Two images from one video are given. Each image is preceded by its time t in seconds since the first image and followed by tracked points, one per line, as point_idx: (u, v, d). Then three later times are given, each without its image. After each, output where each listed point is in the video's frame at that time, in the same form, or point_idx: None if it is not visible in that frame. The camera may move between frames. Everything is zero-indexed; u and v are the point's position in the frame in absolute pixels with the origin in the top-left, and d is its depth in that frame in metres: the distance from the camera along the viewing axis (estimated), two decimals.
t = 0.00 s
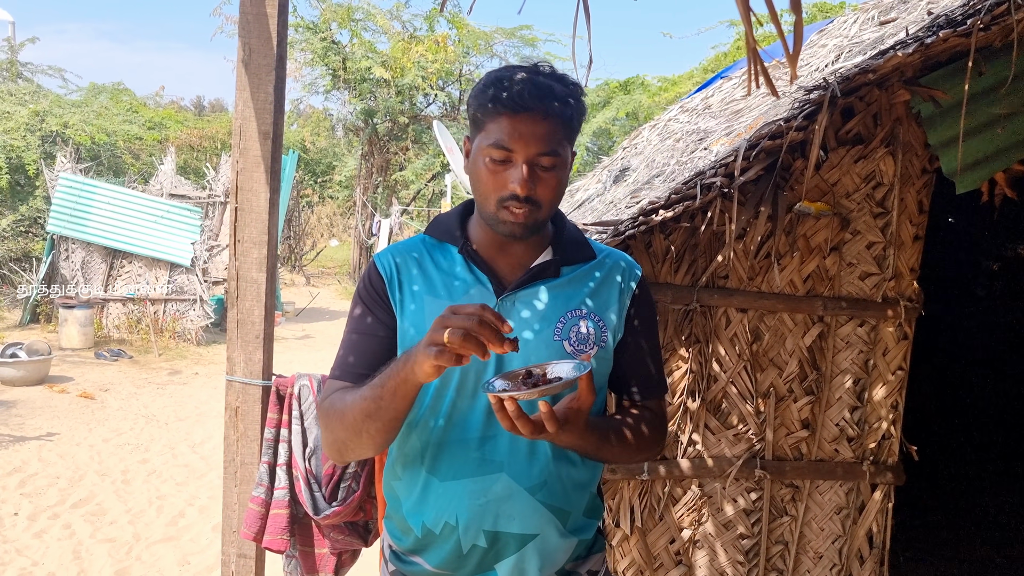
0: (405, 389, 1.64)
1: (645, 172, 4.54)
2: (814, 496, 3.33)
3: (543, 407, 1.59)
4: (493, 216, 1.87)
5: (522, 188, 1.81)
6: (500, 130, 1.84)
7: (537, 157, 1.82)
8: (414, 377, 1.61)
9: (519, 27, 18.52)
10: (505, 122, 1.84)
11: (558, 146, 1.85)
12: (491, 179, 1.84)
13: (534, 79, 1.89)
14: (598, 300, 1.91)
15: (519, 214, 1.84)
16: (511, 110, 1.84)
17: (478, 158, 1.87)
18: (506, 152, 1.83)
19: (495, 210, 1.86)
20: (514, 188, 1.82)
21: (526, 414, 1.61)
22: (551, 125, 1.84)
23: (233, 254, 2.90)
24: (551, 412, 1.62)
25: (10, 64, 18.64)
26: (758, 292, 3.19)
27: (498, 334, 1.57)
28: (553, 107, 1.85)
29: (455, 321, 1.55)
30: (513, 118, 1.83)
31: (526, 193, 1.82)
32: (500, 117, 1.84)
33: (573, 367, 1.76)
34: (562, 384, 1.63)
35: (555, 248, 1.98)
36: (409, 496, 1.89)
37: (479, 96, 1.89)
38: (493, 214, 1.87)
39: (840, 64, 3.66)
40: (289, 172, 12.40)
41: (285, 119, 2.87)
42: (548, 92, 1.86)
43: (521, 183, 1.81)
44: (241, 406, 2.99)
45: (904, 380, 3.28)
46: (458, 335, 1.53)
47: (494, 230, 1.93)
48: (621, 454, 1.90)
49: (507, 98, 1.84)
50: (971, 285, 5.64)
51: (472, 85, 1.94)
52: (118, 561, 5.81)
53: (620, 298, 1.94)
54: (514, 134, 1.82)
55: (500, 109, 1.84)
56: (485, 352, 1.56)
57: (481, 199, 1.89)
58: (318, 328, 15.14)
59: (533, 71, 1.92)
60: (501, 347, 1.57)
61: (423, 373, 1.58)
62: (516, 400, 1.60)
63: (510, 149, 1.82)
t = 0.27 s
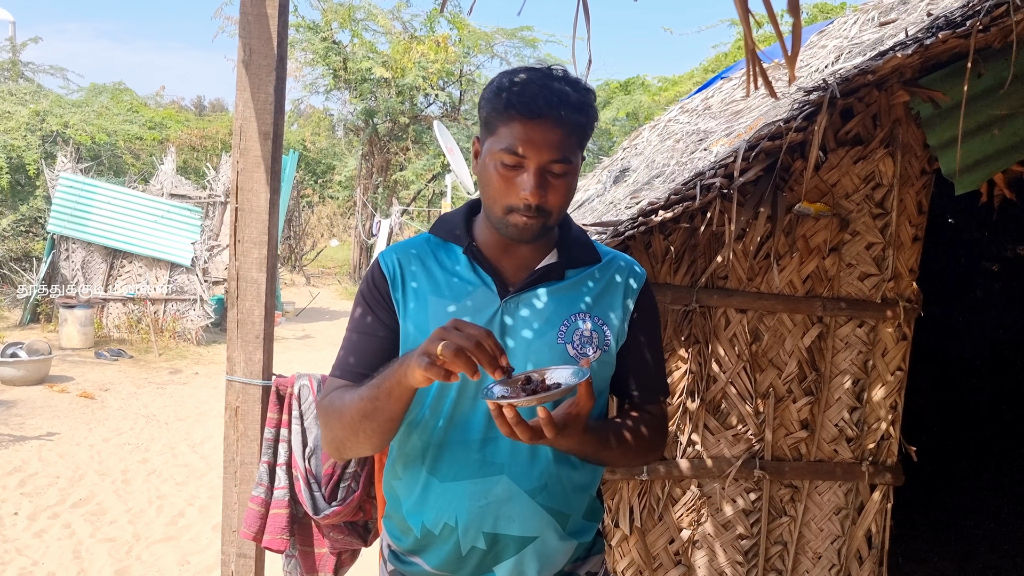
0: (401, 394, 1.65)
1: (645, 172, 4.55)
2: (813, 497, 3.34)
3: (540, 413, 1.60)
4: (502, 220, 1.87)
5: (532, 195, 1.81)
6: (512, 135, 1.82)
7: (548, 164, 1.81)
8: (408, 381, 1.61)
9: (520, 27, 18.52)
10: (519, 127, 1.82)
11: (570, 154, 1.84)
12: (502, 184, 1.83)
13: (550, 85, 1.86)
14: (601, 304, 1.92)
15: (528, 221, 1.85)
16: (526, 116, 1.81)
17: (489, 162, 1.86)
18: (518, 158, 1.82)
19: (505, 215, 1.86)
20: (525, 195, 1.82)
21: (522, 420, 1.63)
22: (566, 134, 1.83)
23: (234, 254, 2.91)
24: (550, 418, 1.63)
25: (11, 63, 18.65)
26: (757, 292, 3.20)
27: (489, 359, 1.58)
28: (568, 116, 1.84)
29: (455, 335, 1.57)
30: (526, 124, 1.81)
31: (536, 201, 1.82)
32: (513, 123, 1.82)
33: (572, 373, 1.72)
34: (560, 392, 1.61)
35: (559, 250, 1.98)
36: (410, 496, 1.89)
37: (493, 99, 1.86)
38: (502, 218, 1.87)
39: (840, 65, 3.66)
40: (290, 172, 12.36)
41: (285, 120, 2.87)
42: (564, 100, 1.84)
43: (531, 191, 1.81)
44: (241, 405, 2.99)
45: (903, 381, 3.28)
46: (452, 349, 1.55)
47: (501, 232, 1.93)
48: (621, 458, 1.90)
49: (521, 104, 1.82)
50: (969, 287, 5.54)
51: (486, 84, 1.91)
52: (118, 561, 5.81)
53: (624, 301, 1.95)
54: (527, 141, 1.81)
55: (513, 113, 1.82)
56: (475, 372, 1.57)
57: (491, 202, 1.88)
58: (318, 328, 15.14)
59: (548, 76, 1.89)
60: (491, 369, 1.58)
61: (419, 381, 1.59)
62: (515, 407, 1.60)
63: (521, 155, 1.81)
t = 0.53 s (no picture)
0: (402, 390, 1.65)
1: (644, 171, 4.55)
2: (812, 496, 3.34)
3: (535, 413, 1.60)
4: (507, 221, 1.88)
5: (538, 198, 1.82)
6: (521, 136, 1.82)
7: (555, 168, 1.81)
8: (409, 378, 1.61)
9: (521, 27, 18.52)
10: (527, 128, 1.81)
11: (579, 158, 1.84)
12: (508, 186, 1.84)
13: (561, 89, 1.85)
14: (603, 305, 1.92)
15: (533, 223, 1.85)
16: (535, 118, 1.80)
17: (496, 162, 1.86)
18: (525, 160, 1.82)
19: (510, 216, 1.87)
20: (530, 198, 1.82)
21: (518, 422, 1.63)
22: (575, 138, 1.83)
23: (234, 253, 2.91)
24: (545, 420, 1.64)
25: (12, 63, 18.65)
26: (757, 291, 3.20)
27: (499, 371, 1.57)
28: (578, 120, 1.83)
29: (466, 340, 1.57)
30: (535, 127, 1.80)
31: (542, 203, 1.82)
32: (522, 124, 1.81)
33: (567, 375, 1.75)
34: (553, 393, 1.62)
35: (563, 250, 1.98)
36: (407, 493, 1.89)
37: (503, 99, 1.86)
38: (506, 219, 1.88)
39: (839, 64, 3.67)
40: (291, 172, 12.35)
41: (285, 119, 2.88)
42: (575, 105, 1.84)
43: (537, 194, 1.81)
44: (241, 404, 2.99)
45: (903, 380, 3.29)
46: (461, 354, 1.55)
47: (506, 231, 1.93)
48: (619, 460, 1.90)
49: (531, 106, 1.81)
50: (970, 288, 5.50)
51: (497, 84, 1.90)
52: (118, 560, 5.81)
53: (627, 304, 1.94)
54: (535, 144, 1.80)
55: (522, 116, 1.81)
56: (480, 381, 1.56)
57: (497, 201, 1.88)
58: (318, 328, 15.14)
59: (559, 79, 1.88)
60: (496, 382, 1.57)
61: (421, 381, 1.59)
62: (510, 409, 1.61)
63: (528, 157, 1.81)
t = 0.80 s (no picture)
0: (401, 398, 1.64)
1: (646, 172, 4.55)
2: (813, 497, 3.33)
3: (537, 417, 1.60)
4: (511, 223, 1.88)
5: (541, 202, 1.82)
6: (523, 140, 1.81)
7: (558, 170, 1.81)
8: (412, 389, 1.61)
9: (522, 27, 18.51)
10: (530, 132, 1.80)
11: (582, 161, 1.84)
12: (512, 189, 1.84)
13: (563, 91, 1.85)
14: (603, 306, 1.91)
15: (536, 226, 1.85)
16: (537, 122, 1.80)
17: (498, 165, 1.85)
18: (528, 164, 1.81)
19: (514, 218, 1.86)
20: (533, 201, 1.82)
21: (521, 427, 1.63)
22: (578, 141, 1.82)
23: (235, 253, 2.91)
24: (547, 425, 1.63)
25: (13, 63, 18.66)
26: (758, 292, 3.20)
27: (498, 382, 1.56)
28: (581, 123, 1.82)
29: (466, 353, 1.57)
30: (537, 130, 1.80)
31: (545, 206, 1.82)
32: (524, 128, 1.81)
33: (568, 379, 1.74)
34: (556, 396, 1.60)
35: (564, 251, 1.97)
36: (407, 492, 1.89)
37: (505, 102, 1.85)
38: (510, 221, 1.87)
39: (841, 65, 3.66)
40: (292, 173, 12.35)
41: (286, 119, 2.88)
42: (578, 107, 1.83)
43: (540, 197, 1.81)
44: (242, 404, 2.99)
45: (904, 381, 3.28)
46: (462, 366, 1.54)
47: (508, 232, 1.93)
48: (619, 461, 1.90)
49: (533, 109, 1.81)
50: (972, 287, 5.51)
51: (498, 86, 1.90)
52: (118, 560, 5.81)
53: (629, 305, 1.94)
54: (538, 148, 1.80)
55: (524, 120, 1.81)
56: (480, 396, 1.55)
57: (500, 205, 1.88)
58: (319, 328, 15.14)
59: (561, 80, 1.88)
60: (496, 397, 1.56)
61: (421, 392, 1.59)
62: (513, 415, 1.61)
63: (532, 160, 1.80)
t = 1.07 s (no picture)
0: (402, 395, 1.64)
1: (647, 172, 4.54)
2: (815, 497, 3.33)
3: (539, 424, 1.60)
4: (517, 230, 1.87)
5: (547, 207, 1.81)
6: (523, 148, 1.80)
7: (561, 173, 1.81)
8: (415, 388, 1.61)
9: (523, 27, 18.51)
10: (528, 140, 1.80)
11: (581, 160, 1.84)
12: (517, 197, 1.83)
13: (555, 93, 1.84)
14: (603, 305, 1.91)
15: (545, 231, 1.84)
16: (534, 129, 1.79)
17: (500, 177, 1.84)
18: (531, 171, 1.80)
19: (520, 225, 1.85)
20: (540, 207, 1.81)
21: (523, 432, 1.63)
22: (577, 142, 1.82)
23: (235, 253, 2.91)
24: (549, 428, 1.63)
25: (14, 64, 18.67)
26: (759, 292, 3.19)
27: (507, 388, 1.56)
28: (578, 124, 1.82)
29: (477, 355, 1.56)
30: (535, 137, 1.79)
31: (552, 211, 1.82)
32: (522, 136, 1.80)
33: (568, 382, 1.73)
34: (557, 401, 1.60)
35: (563, 250, 1.97)
36: (408, 493, 1.88)
37: (499, 112, 1.84)
38: (516, 228, 1.87)
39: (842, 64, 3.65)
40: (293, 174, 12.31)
41: (286, 118, 2.87)
42: (572, 108, 1.82)
43: (547, 203, 1.80)
44: (241, 405, 3.00)
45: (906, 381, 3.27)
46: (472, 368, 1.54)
47: (511, 236, 1.92)
48: (619, 461, 1.90)
49: (530, 116, 1.80)
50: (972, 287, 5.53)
51: (487, 97, 1.89)
52: (119, 561, 5.80)
53: (628, 303, 1.94)
54: (539, 154, 1.79)
55: (520, 128, 1.80)
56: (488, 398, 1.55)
57: (504, 213, 1.87)
58: (319, 329, 15.14)
59: (551, 82, 1.87)
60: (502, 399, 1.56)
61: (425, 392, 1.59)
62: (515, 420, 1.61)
63: (533, 167, 1.79)
